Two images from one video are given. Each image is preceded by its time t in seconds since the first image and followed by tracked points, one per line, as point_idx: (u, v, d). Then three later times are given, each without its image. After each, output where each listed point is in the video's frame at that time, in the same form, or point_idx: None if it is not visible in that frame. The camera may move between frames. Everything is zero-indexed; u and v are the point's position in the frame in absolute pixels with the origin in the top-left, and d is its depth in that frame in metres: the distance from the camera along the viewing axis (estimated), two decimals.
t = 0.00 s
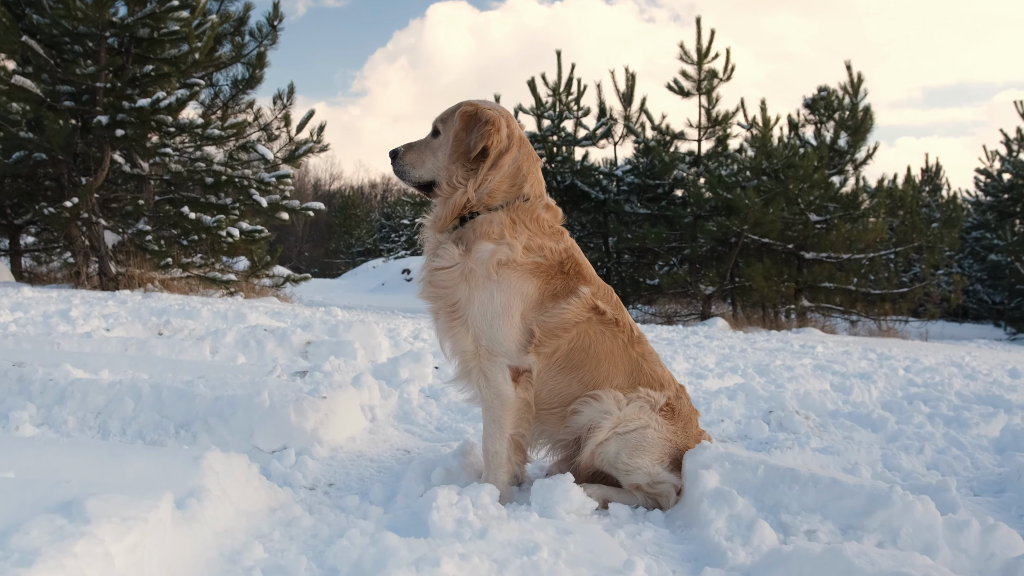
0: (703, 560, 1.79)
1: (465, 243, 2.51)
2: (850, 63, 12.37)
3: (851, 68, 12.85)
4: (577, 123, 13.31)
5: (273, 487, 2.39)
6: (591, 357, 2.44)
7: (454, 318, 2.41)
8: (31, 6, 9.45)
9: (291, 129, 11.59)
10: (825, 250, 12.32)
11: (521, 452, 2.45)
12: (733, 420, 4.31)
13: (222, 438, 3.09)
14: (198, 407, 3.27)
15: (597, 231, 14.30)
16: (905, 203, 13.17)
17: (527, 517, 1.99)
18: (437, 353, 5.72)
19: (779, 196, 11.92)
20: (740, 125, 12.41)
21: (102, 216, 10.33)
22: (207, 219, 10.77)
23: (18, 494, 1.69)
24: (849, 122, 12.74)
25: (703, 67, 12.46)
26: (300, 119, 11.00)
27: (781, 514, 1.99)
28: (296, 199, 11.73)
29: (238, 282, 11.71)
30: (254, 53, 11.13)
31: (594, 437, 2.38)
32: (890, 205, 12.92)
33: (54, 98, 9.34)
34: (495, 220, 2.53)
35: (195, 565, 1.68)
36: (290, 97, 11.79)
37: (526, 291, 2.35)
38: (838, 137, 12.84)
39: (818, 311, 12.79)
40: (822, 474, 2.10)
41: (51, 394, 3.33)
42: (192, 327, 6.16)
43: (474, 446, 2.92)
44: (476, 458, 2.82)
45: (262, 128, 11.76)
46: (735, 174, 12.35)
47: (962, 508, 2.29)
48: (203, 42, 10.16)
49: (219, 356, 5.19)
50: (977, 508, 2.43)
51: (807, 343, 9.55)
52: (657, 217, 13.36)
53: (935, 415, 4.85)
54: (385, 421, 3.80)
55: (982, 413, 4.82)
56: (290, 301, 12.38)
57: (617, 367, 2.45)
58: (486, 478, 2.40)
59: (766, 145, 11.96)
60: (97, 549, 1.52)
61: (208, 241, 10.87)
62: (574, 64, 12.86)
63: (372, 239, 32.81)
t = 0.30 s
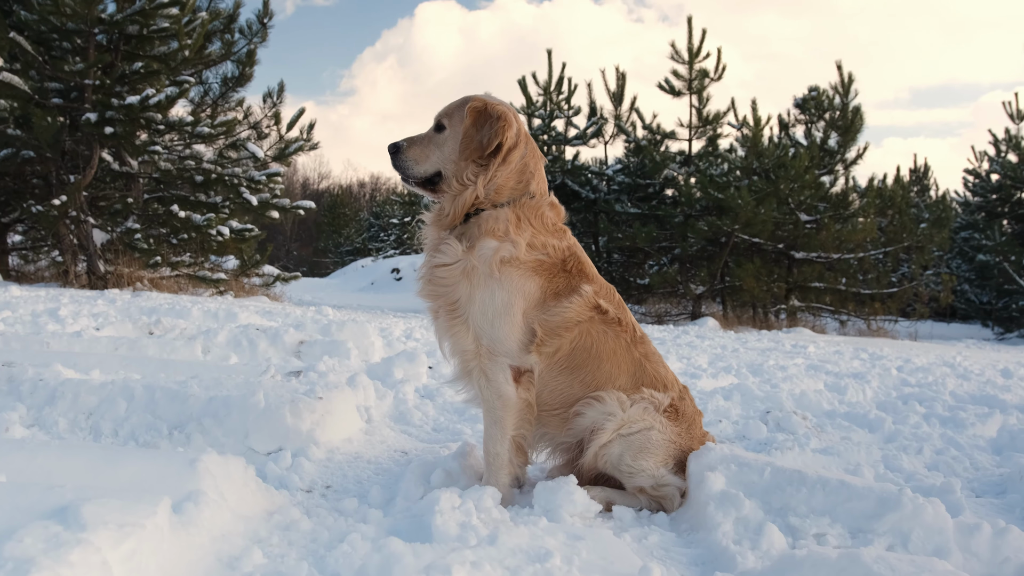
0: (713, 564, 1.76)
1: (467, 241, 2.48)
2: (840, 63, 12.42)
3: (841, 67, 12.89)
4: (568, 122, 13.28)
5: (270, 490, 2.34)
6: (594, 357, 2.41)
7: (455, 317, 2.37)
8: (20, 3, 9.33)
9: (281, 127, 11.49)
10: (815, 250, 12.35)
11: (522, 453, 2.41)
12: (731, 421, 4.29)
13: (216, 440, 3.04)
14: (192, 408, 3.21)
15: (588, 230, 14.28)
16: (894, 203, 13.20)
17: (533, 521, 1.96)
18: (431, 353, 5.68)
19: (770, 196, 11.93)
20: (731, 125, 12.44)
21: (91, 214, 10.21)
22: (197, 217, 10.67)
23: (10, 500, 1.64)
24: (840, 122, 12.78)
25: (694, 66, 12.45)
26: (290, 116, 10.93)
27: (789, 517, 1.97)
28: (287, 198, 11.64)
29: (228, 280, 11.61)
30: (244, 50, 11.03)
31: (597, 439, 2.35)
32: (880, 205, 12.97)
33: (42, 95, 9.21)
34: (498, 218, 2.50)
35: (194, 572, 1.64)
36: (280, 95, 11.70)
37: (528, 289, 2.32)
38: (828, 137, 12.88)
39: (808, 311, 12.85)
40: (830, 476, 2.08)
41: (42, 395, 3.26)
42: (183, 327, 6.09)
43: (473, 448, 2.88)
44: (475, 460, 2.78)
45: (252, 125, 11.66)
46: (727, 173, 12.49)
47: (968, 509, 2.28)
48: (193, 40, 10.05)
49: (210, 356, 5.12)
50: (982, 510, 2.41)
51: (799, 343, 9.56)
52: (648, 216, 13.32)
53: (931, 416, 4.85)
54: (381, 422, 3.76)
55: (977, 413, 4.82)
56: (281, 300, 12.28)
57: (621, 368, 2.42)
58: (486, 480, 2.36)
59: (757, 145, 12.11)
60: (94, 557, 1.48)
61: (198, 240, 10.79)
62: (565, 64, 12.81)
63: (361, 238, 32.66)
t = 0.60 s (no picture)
0: (717, 572, 1.74)
1: (466, 242, 2.44)
2: (832, 64, 12.45)
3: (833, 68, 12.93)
4: (560, 122, 13.25)
5: (265, 495, 2.30)
6: (594, 360, 2.38)
7: (453, 319, 2.34)
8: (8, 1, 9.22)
9: (272, 127, 11.41)
10: (806, 250, 12.37)
11: (521, 457, 2.38)
12: (727, 423, 4.27)
13: (210, 444, 2.98)
14: (185, 411, 3.16)
15: (580, 231, 14.26)
16: (886, 203, 13.18)
17: (535, 528, 1.93)
18: (425, 354, 5.64)
19: (762, 196, 11.96)
20: (722, 124, 12.45)
21: (80, 214, 10.10)
22: (187, 217, 10.57)
23: None
24: (831, 122, 12.82)
25: (686, 66, 12.46)
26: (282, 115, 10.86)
27: (793, 521, 1.95)
28: (278, 197, 11.57)
29: (219, 281, 11.52)
30: (234, 50, 10.95)
31: (598, 443, 2.32)
32: (871, 205, 13.02)
33: (31, 94, 9.10)
34: (497, 218, 2.46)
35: None
36: (271, 95, 11.62)
37: (528, 291, 2.28)
38: (819, 136, 12.92)
39: (800, 311, 12.90)
40: (834, 480, 2.06)
41: (31, 398, 3.20)
42: (175, 328, 6.02)
43: (471, 452, 2.85)
44: (474, 463, 2.75)
45: (243, 125, 11.57)
46: (718, 173, 12.49)
47: (971, 512, 2.27)
48: (184, 39, 9.97)
49: (203, 358, 5.06)
50: (984, 514, 2.40)
51: (792, 343, 9.58)
52: (640, 216, 13.28)
53: (927, 417, 4.86)
54: (376, 424, 3.72)
55: (973, 414, 4.83)
56: (272, 300, 12.20)
57: (622, 370, 2.39)
58: (485, 485, 2.32)
59: (749, 145, 12.07)
60: (86, 569, 1.44)
61: (189, 240, 10.69)
62: (557, 64, 12.79)
63: (352, 238, 32.53)
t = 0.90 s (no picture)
0: None
1: (463, 245, 2.40)
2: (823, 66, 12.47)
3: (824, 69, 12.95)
4: (551, 123, 13.21)
5: (257, 504, 2.24)
6: (593, 364, 2.34)
7: (450, 324, 2.29)
8: None
9: (263, 127, 11.32)
10: (798, 251, 12.38)
11: (520, 464, 2.34)
12: (724, 426, 4.25)
13: (200, 450, 2.92)
14: (175, 417, 3.09)
15: (573, 232, 14.23)
16: (878, 204, 13.12)
17: (535, 539, 1.89)
18: (418, 358, 5.59)
19: (754, 197, 11.99)
20: (713, 126, 12.44)
21: (69, 216, 9.97)
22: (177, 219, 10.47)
23: None
24: (823, 124, 12.85)
25: (677, 68, 12.45)
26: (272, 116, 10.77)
27: (797, 530, 1.92)
28: (269, 199, 11.48)
29: (209, 283, 11.43)
30: (225, 51, 10.86)
31: (598, 449, 2.28)
32: (862, 206, 13.04)
33: (19, 94, 8.99)
34: (494, 221, 2.42)
35: None
36: (261, 96, 11.53)
37: (526, 295, 2.24)
38: (811, 138, 12.95)
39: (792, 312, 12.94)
40: (838, 488, 2.03)
41: (18, 403, 3.13)
42: (165, 331, 5.94)
43: (467, 458, 2.80)
44: (470, 470, 2.70)
45: (233, 126, 11.47)
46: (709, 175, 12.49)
47: (974, 518, 2.25)
48: (174, 39, 9.88)
49: (192, 362, 4.98)
50: (987, 519, 2.38)
51: (784, 345, 9.58)
52: (632, 218, 13.23)
53: (922, 419, 4.85)
54: (370, 429, 3.66)
55: (969, 417, 4.82)
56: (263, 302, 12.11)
57: (621, 375, 2.35)
58: (482, 493, 2.28)
59: (740, 146, 12.08)
60: None
61: (179, 242, 10.59)
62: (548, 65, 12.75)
63: (343, 239, 32.38)
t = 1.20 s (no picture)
0: None
1: (457, 249, 2.37)
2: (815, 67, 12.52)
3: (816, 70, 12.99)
4: (543, 124, 13.18)
5: (249, 512, 2.20)
6: (590, 369, 2.31)
7: (444, 329, 2.26)
8: None
9: (254, 129, 11.25)
10: (790, 252, 12.41)
11: (516, 471, 2.31)
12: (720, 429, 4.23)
13: (191, 457, 2.87)
14: (165, 423, 3.04)
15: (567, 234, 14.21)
16: (869, 205, 13.24)
17: (532, 550, 1.86)
18: (412, 361, 5.54)
19: (747, 198, 12.02)
20: (706, 127, 12.45)
21: (60, 218, 9.88)
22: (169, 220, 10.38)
23: None
24: (815, 125, 12.90)
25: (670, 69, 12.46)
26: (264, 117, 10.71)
27: (798, 538, 1.89)
28: (261, 201, 11.43)
29: (200, 285, 11.37)
30: (216, 51, 10.80)
31: (595, 456, 2.25)
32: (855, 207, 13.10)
33: (9, 95, 8.90)
34: (489, 224, 2.39)
35: None
36: (253, 97, 11.47)
37: (522, 299, 2.21)
38: (803, 139, 12.98)
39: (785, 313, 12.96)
40: (839, 494, 2.01)
41: (5, 410, 3.07)
42: (156, 334, 5.87)
43: (462, 465, 2.76)
44: (465, 477, 2.66)
45: (224, 128, 11.40)
46: (702, 175, 12.49)
47: (974, 523, 2.24)
48: (165, 40, 9.82)
49: (184, 366, 4.92)
50: (986, 524, 2.37)
51: (778, 346, 9.58)
52: (625, 219, 13.22)
53: (918, 421, 4.85)
54: (363, 435, 3.62)
55: (964, 419, 4.83)
56: (254, 304, 12.06)
57: (619, 380, 2.32)
58: (477, 500, 2.25)
59: (733, 147, 12.07)
60: None
61: (170, 243, 10.51)
62: (541, 66, 12.73)
63: (335, 241, 32.27)
